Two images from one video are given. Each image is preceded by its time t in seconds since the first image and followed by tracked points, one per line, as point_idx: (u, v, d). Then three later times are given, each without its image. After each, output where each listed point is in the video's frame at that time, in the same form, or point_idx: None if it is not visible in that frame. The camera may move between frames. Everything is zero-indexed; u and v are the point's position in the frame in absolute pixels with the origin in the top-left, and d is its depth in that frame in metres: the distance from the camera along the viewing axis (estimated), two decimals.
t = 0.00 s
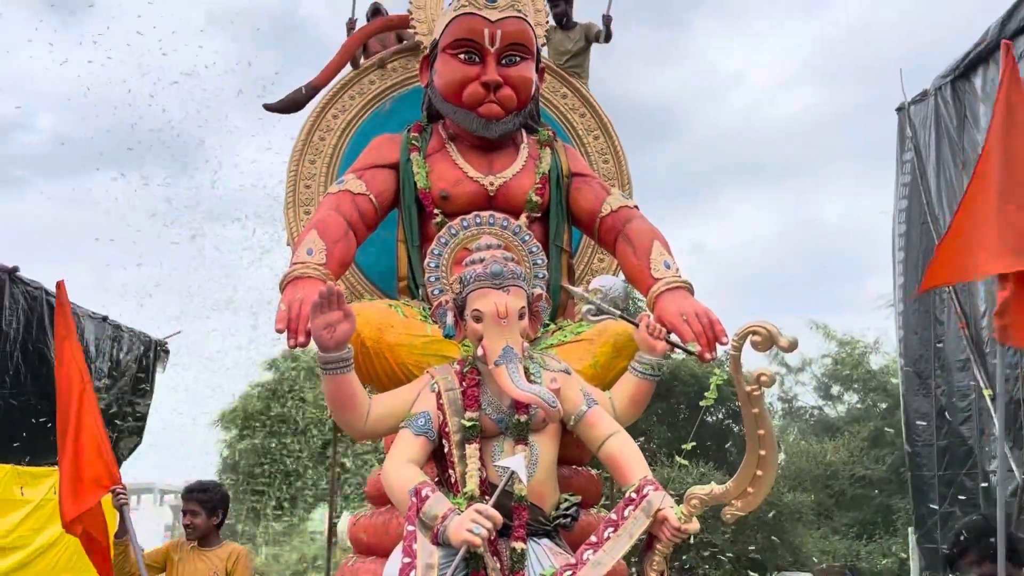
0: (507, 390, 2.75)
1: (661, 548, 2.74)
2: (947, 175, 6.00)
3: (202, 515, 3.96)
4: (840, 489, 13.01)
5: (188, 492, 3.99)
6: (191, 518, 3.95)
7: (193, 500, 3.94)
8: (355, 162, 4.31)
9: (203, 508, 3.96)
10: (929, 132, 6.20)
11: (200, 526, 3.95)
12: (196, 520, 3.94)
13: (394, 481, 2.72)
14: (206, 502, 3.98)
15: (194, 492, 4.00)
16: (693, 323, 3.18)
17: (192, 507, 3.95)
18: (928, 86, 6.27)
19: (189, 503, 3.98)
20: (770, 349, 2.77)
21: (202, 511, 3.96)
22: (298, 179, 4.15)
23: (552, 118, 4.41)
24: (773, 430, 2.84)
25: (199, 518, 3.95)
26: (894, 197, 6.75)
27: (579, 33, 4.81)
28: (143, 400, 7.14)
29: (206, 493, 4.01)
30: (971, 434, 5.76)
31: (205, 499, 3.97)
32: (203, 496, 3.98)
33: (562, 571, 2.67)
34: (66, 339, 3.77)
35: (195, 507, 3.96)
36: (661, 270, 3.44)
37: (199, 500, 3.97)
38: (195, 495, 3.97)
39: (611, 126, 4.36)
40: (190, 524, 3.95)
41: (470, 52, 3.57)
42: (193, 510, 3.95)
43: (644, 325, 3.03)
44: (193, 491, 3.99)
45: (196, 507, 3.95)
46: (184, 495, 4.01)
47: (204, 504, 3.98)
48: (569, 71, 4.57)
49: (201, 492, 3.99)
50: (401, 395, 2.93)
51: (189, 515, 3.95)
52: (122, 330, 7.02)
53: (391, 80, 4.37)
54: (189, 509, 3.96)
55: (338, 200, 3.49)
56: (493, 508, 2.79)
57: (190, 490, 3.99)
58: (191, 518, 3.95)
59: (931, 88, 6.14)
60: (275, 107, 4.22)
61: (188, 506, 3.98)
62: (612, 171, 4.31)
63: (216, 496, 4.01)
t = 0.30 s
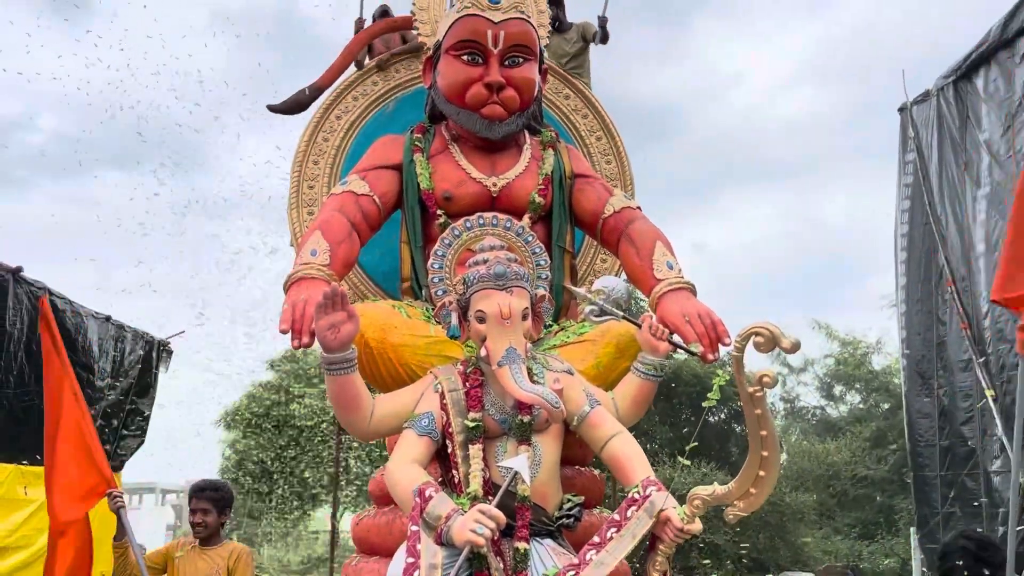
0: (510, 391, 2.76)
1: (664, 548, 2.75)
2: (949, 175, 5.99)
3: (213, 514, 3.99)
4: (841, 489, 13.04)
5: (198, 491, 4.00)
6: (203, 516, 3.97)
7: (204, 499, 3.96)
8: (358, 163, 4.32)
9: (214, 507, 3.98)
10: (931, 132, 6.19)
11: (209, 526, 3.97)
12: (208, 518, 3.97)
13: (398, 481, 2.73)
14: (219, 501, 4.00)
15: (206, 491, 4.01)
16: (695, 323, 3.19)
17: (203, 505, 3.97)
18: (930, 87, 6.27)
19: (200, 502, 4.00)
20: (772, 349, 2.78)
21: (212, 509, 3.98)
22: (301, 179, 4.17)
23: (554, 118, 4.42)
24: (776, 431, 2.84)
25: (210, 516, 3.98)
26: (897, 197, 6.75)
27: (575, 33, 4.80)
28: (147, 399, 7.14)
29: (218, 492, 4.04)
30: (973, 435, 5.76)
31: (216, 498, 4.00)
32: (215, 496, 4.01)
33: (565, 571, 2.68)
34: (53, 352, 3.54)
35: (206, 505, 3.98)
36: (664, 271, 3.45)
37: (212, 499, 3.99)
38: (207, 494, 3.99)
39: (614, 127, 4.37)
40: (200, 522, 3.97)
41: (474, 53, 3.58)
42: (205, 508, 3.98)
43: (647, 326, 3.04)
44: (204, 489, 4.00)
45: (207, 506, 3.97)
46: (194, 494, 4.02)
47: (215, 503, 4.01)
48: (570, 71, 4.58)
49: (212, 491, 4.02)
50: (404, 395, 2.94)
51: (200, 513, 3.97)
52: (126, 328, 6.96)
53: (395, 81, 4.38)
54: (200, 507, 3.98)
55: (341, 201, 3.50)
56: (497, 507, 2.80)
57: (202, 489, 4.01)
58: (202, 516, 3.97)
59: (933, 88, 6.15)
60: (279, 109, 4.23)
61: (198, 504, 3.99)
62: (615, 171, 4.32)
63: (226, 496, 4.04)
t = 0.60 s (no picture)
0: (510, 392, 2.77)
1: (662, 550, 2.76)
2: (947, 177, 6.00)
3: (211, 515, 4.00)
4: (840, 491, 13.05)
5: (197, 491, 4.02)
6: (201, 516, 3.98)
7: (203, 499, 3.98)
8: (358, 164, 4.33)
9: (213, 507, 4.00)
10: (929, 134, 6.20)
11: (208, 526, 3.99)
12: (206, 519, 3.99)
13: (397, 483, 2.73)
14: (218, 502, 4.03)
15: (207, 492, 4.03)
16: (694, 325, 3.20)
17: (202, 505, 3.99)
18: (928, 89, 6.27)
19: (200, 503, 4.02)
20: (771, 351, 2.79)
21: (211, 510, 4.00)
22: (301, 180, 4.17)
23: (554, 120, 4.42)
24: (774, 432, 2.85)
25: (208, 517, 3.99)
26: (895, 199, 6.75)
27: (573, 36, 4.83)
28: (144, 399, 7.20)
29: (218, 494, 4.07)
30: (970, 436, 5.78)
31: (216, 499, 4.02)
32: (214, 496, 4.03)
33: (564, 572, 2.69)
34: (41, 360, 3.53)
35: (205, 506, 4.00)
36: (663, 272, 3.45)
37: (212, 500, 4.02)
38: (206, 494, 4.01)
39: (613, 129, 4.38)
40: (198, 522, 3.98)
41: (474, 56, 3.59)
42: (203, 508, 3.99)
43: (646, 328, 3.05)
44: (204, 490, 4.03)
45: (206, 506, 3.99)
46: (193, 495, 4.04)
47: (214, 503, 4.04)
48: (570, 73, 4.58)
49: (212, 492, 4.04)
50: (404, 397, 2.95)
51: (199, 513, 3.99)
52: (125, 329, 6.95)
53: (395, 83, 4.39)
54: (199, 507, 4.00)
55: (341, 203, 3.51)
56: (496, 509, 2.81)
57: (202, 490, 4.04)
58: (200, 516, 3.99)
59: (931, 90, 6.16)
60: (279, 110, 4.24)
61: (196, 505, 4.01)
62: (615, 173, 4.33)
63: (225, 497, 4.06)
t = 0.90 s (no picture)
0: (505, 394, 2.77)
1: (656, 552, 2.76)
2: (941, 181, 6.00)
3: (189, 510, 3.98)
4: (834, 494, 13.07)
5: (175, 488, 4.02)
6: (180, 513, 3.96)
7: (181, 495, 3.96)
8: (353, 166, 4.32)
9: (192, 504, 3.98)
10: (924, 138, 6.22)
11: (188, 523, 3.97)
12: (182, 515, 3.96)
13: (391, 485, 2.73)
14: (195, 498, 4.00)
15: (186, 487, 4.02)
16: (688, 327, 3.20)
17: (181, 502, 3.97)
18: (922, 93, 6.29)
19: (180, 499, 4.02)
20: (765, 354, 2.79)
21: (189, 506, 3.97)
22: (296, 182, 4.17)
23: (549, 123, 4.42)
24: (768, 435, 2.85)
25: (186, 512, 3.97)
26: (890, 203, 6.75)
27: (570, 42, 4.88)
28: (139, 401, 6.98)
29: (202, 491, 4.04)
30: (963, 439, 5.79)
31: (194, 495, 4.00)
32: (195, 493, 4.02)
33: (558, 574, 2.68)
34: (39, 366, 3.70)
35: (183, 502, 3.97)
36: (658, 275, 3.45)
37: (190, 495, 4.00)
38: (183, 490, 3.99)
39: (608, 131, 4.39)
40: (177, 519, 3.97)
41: (469, 58, 3.59)
42: (182, 504, 3.98)
43: (640, 331, 3.05)
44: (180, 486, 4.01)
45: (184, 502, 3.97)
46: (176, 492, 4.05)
47: (194, 500, 4.00)
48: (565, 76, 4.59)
49: (192, 488, 4.03)
50: (398, 398, 2.94)
51: (177, 508, 3.98)
52: (119, 330, 6.92)
53: (390, 84, 4.39)
54: (179, 502, 3.99)
55: (336, 204, 3.50)
56: (490, 511, 2.81)
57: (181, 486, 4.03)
58: (178, 511, 3.97)
59: (925, 95, 6.18)
60: (274, 111, 4.23)
61: (179, 502, 4.00)
62: (610, 175, 4.33)
63: (206, 494, 4.03)
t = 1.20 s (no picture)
0: (498, 396, 2.77)
1: (649, 553, 2.76)
2: (933, 185, 6.03)
3: (177, 510, 3.97)
4: (826, 496, 13.12)
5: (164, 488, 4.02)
6: (169, 513, 3.96)
7: (169, 494, 3.96)
8: (347, 166, 4.32)
9: (180, 504, 3.98)
10: (916, 142, 6.24)
11: (176, 523, 3.96)
12: (171, 515, 3.95)
13: (384, 486, 2.72)
14: (183, 497, 4.00)
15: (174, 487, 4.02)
16: (681, 329, 3.20)
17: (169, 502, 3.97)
18: (915, 97, 6.32)
19: (169, 500, 4.02)
20: (758, 355, 2.79)
21: (178, 506, 3.97)
22: (289, 182, 4.16)
23: (543, 124, 4.43)
24: (760, 436, 2.86)
25: (174, 512, 3.96)
26: (882, 207, 6.77)
27: (567, 46, 4.89)
28: (130, 402, 7.01)
29: (190, 491, 4.04)
30: (954, 442, 5.82)
31: (182, 495, 4.00)
32: (184, 493, 4.02)
33: None
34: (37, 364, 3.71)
35: (171, 501, 3.97)
36: (651, 276, 3.46)
37: (178, 494, 4.01)
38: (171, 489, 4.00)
39: (602, 133, 4.40)
40: (166, 519, 3.96)
41: (463, 58, 3.58)
42: (170, 503, 3.98)
43: (634, 332, 3.05)
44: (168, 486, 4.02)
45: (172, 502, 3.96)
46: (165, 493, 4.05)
47: (182, 500, 4.00)
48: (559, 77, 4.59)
49: (180, 488, 4.03)
50: (390, 399, 2.94)
51: (165, 509, 3.97)
52: (110, 330, 6.88)
53: (384, 85, 4.38)
54: (167, 502, 3.99)
55: (329, 204, 3.49)
56: (483, 512, 2.80)
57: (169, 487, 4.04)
58: (166, 511, 3.97)
59: (918, 99, 6.20)
60: (268, 111, 4.22)
61: (167, 502, 4.00)
62: (604, 177, 4.34)
63: (194, 493, 4.03)
